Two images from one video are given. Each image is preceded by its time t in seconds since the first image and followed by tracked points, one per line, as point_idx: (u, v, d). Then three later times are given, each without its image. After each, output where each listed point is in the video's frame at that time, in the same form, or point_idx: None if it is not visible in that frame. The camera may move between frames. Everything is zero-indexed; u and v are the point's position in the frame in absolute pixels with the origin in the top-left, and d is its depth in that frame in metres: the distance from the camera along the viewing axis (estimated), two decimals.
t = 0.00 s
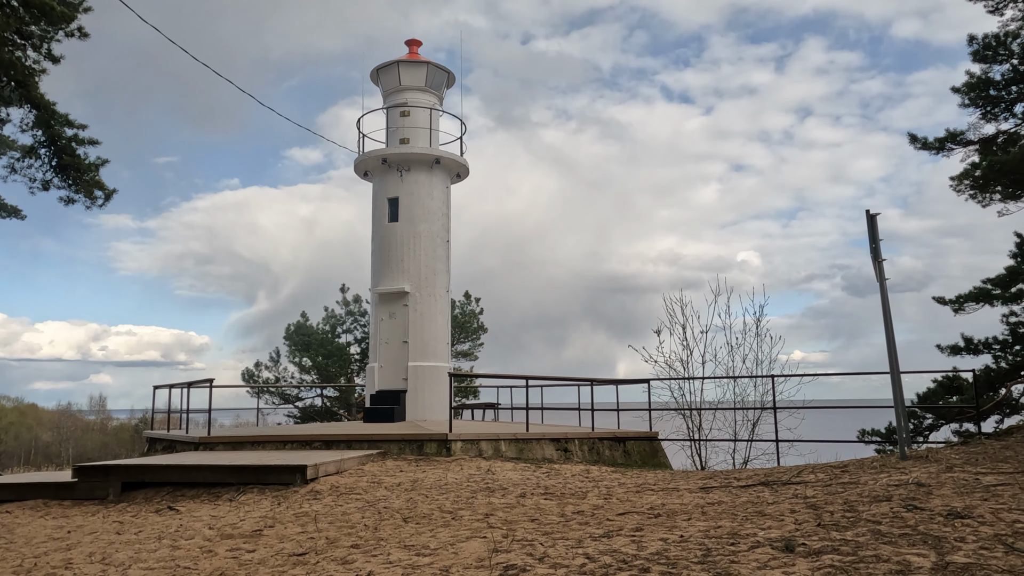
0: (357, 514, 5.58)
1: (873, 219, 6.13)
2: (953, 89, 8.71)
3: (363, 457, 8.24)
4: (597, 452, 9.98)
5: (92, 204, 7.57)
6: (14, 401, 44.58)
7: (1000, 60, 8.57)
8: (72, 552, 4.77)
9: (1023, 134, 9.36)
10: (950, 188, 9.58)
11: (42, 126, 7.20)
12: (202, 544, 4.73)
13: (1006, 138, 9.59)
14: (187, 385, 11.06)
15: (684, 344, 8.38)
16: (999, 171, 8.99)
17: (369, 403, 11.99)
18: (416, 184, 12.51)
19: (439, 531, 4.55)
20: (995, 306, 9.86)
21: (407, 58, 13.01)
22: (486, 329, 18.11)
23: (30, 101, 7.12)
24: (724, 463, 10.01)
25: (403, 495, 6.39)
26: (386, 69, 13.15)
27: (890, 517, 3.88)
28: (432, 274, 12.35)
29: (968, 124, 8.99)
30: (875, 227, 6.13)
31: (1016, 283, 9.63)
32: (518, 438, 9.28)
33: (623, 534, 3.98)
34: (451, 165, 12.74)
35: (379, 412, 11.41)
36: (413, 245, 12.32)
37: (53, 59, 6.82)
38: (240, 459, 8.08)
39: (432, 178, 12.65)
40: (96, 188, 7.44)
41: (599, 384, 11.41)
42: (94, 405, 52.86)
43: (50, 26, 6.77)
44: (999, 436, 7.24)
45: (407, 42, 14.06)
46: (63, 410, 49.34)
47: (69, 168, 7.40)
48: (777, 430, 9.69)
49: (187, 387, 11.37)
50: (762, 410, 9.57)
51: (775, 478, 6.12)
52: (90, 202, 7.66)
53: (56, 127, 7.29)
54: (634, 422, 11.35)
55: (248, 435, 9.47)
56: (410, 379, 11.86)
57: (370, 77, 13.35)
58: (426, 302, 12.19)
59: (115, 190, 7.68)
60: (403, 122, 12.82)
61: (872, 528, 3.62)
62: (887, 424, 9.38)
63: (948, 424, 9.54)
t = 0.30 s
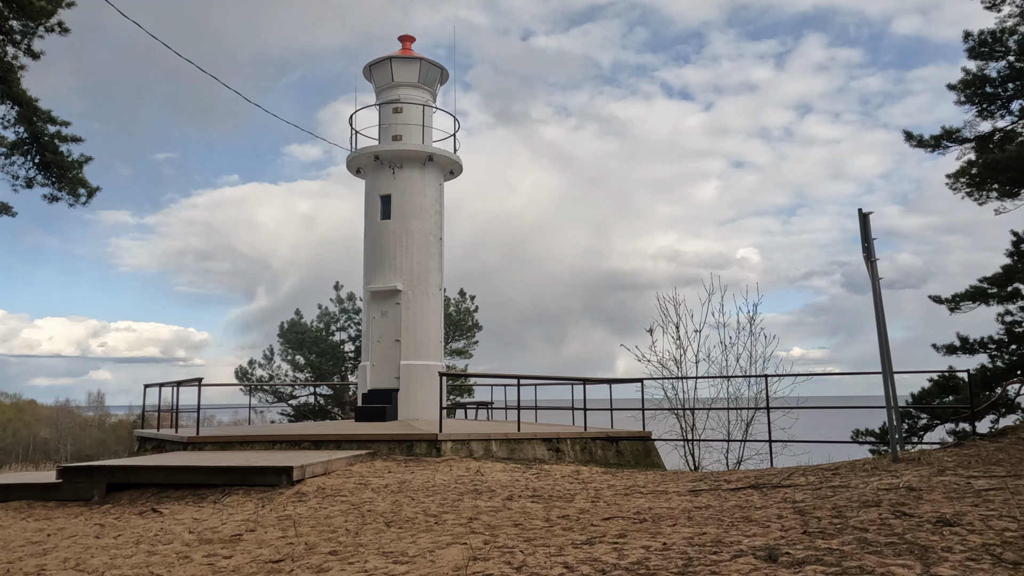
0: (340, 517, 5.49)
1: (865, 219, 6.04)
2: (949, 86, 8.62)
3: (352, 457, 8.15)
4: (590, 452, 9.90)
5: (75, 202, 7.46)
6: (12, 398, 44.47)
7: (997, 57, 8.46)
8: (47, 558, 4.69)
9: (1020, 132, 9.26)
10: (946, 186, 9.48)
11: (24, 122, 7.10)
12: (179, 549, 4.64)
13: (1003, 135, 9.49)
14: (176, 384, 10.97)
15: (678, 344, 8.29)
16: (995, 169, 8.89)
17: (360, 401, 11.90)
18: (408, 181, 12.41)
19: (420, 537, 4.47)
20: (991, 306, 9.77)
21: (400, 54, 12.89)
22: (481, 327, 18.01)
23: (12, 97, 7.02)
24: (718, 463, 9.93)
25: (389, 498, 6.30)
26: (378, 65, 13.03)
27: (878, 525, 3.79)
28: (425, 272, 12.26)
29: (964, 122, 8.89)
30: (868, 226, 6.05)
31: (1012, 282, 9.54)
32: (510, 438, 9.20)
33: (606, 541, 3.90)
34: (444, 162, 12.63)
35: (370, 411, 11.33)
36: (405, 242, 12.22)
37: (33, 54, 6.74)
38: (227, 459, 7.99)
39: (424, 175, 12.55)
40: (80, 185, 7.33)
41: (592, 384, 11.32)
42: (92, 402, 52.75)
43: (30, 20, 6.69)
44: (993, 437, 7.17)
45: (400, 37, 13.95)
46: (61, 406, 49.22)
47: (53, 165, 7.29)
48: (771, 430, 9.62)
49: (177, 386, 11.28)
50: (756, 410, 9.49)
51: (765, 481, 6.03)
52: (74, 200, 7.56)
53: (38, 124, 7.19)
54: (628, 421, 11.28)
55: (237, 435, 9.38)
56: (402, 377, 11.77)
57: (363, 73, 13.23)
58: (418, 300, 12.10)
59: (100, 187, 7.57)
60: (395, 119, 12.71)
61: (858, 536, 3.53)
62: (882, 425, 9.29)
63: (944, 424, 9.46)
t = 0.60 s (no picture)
0: (327, 516, 5.42)
1: (861, 214, 5.97)
2: (946, 82, 8.55)
3: (343, 455, 8.08)
4: (583, 450, 9.84)
5: (63, 197, 7.36)
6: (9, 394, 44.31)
7: (995, 52, 8.40)
8: (27, 558, 4.60)
9: (1018, 129, 9.19)
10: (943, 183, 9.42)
11: (10, 117, 7.02)
12: (161, 549, 4.55)
13: (1000, 132, 9.43)
14: (167, 380, 10.87)
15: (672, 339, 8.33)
16: (992, 167, 8.83)
17: (353, 399, 11.82)
18: (402, 177, 12.32)
19: (407, 537, 4.40)
20: (988, 304, 9.71)
21: (394, 49, 12.79)
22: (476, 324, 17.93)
23: None
24: (713, 462, 9.89)
25: (379, 497, 6.23)
26: (373, 60, 12.93)
27: (870, 527, 3.72)
28: (419, 269, 12.18)
29: (961, 118, 8.82)
30: (863, 222, 5.98)
31: (1009, 280, 9.49)
32: (502, 436, 9.13)
33: (594, 543, 3.83)
34: (438, 158, 12.55)
35: (363, 409, 11.26)
36: (399, 239, 12.13)
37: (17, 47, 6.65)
38: (217, 457, 7.91)
39: (418, 171, 12.46)
40: (67, 180, 7.23)
41: (586, 381, 11.26)
42: (89, 398, 52.57)
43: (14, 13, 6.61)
44: (988, 436, 7.12)
45: (395, 32, 13.84)
46: (58, 403, 49.00)
47: (40, 160, 7.20)
48: (765, 428, 9.57)
49: (168, 384, 11.19)
50: (751, 408, 9.43)
51: (758, 480, 5.97)
52: (62, 196, 7.46)
53: (24, 118, 7.10)
54: (622, 419, 11.22)
55: (227, 432, 9.29)
56: (395, 375, 11.70)
57: (357, 68, 13.13)
58: (412, 297, 12.02)
59: (87, 183, 7.47)
60: (390, 114, 12.62)
61: (850, 538, 3.47)
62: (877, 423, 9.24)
63: (939, 423, 9.41)
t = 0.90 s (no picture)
0: (313, 518, 5.31)
1: (858, 210, 5.86)
2: (946, 76, 8.43)
3: (334, 455, 7.97)
4: (578, 449, 9.74)
5: (48, 192, 7.23)
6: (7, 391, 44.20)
7: (996, 46, 8.27)
8: (4, 561, 4.49)
9: (1019, 124, 9.07)
10: (943, 180, 9.30)
11: None
12: (141, 553, 4.44)
13: (1001, 127, 9.31)
14: (158, 379, 10.75)
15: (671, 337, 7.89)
16: (993, 162, 8.70)
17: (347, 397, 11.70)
18: (397, 173, 12.20)
19: (393, 540, 4.30)
20: (988, 301, 9.60)
21: (389, 44, 12.66)
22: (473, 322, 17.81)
23: None
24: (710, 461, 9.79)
25: (368, 497, 6.12)
26: (367, 55, 12.80)
27: (867, 531, 3.60)
28: (413, 266, 12.06)
29: (962, 113, 8.70)
30: (861, 218, 5.87)
31: (1009, 277, 9.38)
32: (496, 435, 9.02)
33: (582, 547, 3.72)
34: (433, 153, 12.42)
35: (357, 407, 11.14)
36: (394, 236, 12.02)
37: None
38: (206, 456, 7.80)
39: (413, 167, 12.35)
40: (52, 174, 7.10)
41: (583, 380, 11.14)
42: (88, 395, 52.48)
43: None
44: (988, 435, 7.01)
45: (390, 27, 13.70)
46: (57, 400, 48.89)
47: (24, 154, 7.07)
48: (763, 427, 9.46)
49: (160, 381, 11.07)
50: (749, 407, 9.32)
51: (754, 480, 5.85)
52: (48, 191, 7.33)
53: (7, 111, 6.99)
54: (618, 418, 11.11)
55: (218, 431, 9.17)
56: (389, 373, 11.59)
57: (351, 63, 13.00)
58: (406, 294, 11.91)
59: (73, 178, 7.34)
60: (384, 110, 12.49)
61: (846, 543, 3.36)
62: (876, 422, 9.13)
63: (939, 422, 9.30)
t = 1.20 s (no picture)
0: (299, 526, 5.22)
1: (856, 212, 5.75)
2: (946, 74, 8.30)
3: (325, 458, 7.87)
4: (574, 451, 9.64)
5: (33, 193, 7.13)
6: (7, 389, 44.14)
7: (996, 43, 8.15)
8: None
9: (1020, 122, 8.95)
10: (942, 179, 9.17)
11: None
12: (120, 563, 4.34)
13: (1001, 126, 9.18)
14: (150, 380, 10.64)
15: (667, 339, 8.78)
16: (994, 161, 8.58)
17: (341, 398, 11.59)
18: (392, 172, 12.08)
19: (377, 551, 4.21)
20: (988, 301, 9.49)
21: (384, 41, 12.53)
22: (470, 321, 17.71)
23: None
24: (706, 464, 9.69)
25: (358, 503, 6.03)
26: (362, 52, 12.67)
27: (862, 545, 3.49)
28: (408, 266, 11.96)
29: (962, 111, 8.58)
30: (858, 220, 5.76)
31: (1010, 278, 9.26)
32: (491, 437, 8.92)
33: (570, 561, 3.63)
34: (428, 152, 12.31)
35: (351, 408, 11.04)
36: (388, 235, 11.91)
37: None
38: (196, 460, 7.70)
39: (408, 166, 12.24)
40: (38, 175, 7.01)
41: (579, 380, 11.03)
42: (88, 393, 52.42)
43: None
44: (987, 439, 6.91)
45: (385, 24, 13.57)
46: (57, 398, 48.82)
47: (9, 155, 6.98)
48: (760, 429, 9.36)
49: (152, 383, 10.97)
50: (745, 409, 9.21)
51: (749, 487, 5.75)
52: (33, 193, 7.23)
53: None
54: (615, 419, 11.01)
55: (210, 434, 9.08)
56: (383, 374, 11.50)
57: (346, 61, 12.87)
58: (401, 294, 11.81)
59: (58, 179, 7.24)
60: (379, 108, 12.37)
61: (839, 558, 3.25)
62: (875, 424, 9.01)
63: (938, 424, 9.19)
